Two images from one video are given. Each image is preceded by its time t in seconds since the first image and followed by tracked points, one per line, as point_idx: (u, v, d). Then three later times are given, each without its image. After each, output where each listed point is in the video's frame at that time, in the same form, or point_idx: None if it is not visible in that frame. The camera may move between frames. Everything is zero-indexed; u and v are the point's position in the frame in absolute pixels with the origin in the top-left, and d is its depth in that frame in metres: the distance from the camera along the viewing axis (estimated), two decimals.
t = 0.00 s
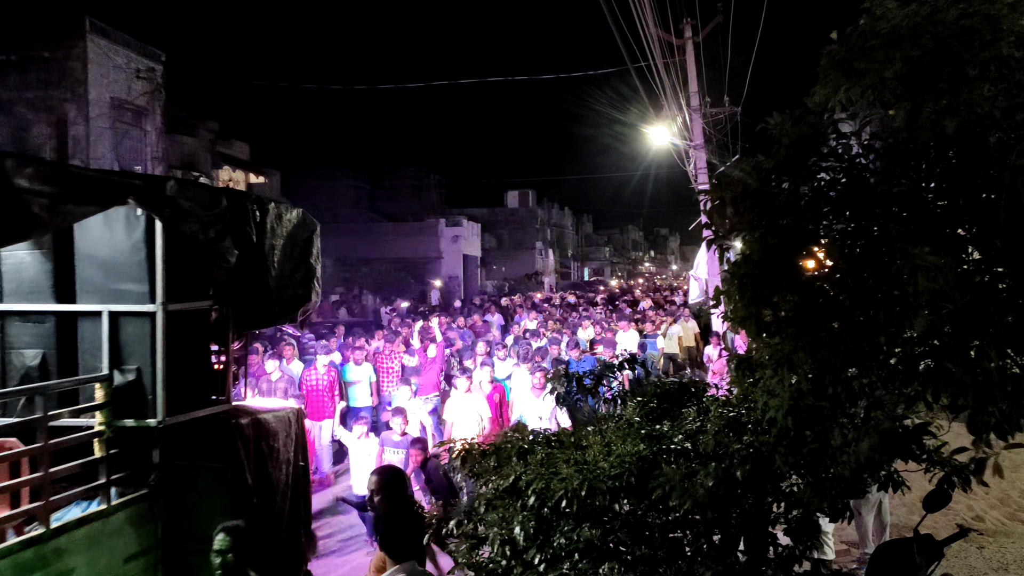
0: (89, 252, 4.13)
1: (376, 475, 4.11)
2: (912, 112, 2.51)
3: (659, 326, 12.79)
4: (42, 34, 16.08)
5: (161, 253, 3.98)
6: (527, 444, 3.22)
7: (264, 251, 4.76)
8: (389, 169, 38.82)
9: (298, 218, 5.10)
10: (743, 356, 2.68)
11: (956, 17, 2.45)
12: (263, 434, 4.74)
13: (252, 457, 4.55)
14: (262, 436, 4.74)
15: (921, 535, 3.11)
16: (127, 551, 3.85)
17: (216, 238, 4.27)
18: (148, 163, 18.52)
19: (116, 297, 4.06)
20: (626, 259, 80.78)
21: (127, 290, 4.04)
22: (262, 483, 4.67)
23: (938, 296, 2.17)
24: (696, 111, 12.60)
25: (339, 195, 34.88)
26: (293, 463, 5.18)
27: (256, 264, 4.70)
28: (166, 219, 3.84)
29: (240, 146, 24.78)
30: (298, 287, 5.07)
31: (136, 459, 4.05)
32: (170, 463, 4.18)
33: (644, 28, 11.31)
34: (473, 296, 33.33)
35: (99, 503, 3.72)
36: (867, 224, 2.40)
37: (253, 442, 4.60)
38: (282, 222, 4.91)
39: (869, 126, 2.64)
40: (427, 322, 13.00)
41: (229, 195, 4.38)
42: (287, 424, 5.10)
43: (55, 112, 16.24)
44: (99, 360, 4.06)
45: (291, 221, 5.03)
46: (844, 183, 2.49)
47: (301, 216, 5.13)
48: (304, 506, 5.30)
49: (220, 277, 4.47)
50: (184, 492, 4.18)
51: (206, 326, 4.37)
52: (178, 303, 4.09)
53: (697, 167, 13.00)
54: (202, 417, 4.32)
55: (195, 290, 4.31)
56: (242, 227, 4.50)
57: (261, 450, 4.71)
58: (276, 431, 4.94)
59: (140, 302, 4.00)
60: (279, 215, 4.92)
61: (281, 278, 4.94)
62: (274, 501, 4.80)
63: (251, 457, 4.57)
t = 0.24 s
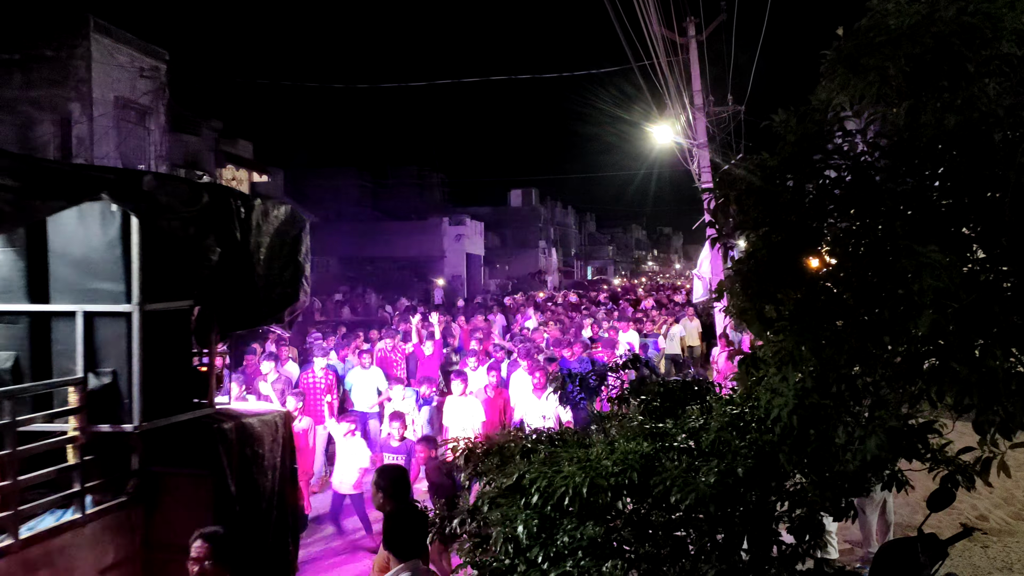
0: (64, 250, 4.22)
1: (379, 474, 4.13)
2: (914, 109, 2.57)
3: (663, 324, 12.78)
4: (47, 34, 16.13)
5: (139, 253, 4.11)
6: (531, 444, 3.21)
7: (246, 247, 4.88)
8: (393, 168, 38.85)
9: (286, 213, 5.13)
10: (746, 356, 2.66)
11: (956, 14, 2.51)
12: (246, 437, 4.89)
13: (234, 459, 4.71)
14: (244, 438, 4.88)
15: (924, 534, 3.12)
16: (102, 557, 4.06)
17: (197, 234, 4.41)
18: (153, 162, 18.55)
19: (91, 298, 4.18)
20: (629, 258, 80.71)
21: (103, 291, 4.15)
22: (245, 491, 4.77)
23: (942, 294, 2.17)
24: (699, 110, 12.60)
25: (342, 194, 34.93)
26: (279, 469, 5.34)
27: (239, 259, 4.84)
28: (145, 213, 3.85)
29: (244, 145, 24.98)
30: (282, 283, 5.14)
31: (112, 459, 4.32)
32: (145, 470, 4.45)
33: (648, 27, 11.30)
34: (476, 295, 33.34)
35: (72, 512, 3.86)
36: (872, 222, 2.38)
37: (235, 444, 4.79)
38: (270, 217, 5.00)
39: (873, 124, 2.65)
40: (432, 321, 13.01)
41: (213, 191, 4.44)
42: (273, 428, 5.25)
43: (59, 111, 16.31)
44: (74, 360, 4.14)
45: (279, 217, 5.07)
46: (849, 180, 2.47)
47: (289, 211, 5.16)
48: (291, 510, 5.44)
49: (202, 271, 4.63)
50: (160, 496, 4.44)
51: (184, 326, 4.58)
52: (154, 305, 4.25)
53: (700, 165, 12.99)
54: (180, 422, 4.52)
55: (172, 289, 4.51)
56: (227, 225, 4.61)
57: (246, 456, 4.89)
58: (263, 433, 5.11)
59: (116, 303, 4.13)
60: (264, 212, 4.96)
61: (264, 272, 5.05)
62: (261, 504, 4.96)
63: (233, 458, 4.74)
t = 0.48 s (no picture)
0: (33, 248, 3.33)
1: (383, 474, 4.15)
2: (919, 107, 2.54)
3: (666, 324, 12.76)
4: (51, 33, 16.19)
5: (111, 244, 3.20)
6: (534, 444, 3.20)
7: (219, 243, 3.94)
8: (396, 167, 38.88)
9: (269, 212, 4.24)
10: (749, 354, 2.70)
11: (963, 12, 2.43)
12: (228, 443, 4.16)
13: (216, 464, 4.00)
14: (227, 444, 4.15)
15: (928, 534, 3.11)
16: None
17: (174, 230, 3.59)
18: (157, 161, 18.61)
19: (59, 297, 3.26)
20: (632, 257, 80.65)
21: (71, 286, 3.24)
22: (235, 490, 4.18)
23: (951, 297, 2.11)
24: (702, 109, 12.57)
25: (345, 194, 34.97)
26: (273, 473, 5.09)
27: (221, 263, 3.98)
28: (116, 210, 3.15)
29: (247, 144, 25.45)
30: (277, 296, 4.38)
31: (86, 471, 3.30)
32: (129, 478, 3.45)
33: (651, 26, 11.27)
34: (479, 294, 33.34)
35: (45, 521, 3.04)
36: (877, 224, 2.41)
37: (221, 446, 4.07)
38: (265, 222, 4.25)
39: (879, 124, 2.64)
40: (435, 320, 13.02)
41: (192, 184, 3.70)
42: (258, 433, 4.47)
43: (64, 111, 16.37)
44: (44, 365, 3.27)
45: (261, 219, 4.19)
46: (853, 180, 2.49)
47: (272, 208, 4.26)
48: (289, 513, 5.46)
49: (185, 274, 3.73)
50: (146, 509, 3.51)
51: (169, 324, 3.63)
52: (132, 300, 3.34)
53: (703, 165, 12.96)
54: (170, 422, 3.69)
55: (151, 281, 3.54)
56: (207, 221, 3.82)
57: (236, 459, 4.23)
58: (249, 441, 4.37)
59: (86, 298, 3.21)
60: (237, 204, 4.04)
61: (248, 282, 4.19)
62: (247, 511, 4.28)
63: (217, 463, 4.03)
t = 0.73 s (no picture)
0: (2, 245, 3.28)
1: (388, 475, 4.16)
2: (926, 108, 2.52)
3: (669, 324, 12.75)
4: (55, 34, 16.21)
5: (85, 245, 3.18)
6: (538, 445, 3.20)
7: (201, 239, 4.00)
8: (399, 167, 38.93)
9: (255, 208, 4.33)
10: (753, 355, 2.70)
11: (973, 11, 2.44)
12: (212, 451, 4.08)
13: (198, 474, 3.95)
14: (210, 453, 4.05)
15: (931, 534, 3.12)
16: None
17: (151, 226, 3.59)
18: (160, 161, 18.72)
19: (30, 297, 3.21)
20: (635, 257, 80.64)
21: (43, 288, 3.20)
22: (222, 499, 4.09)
23: (953, 295, 2.13)
24: (706, 109, 12.54)
25: (348, 193, 35.04)
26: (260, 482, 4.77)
27: (204, 258, 4.07)
28: (88, 204, 3.13)
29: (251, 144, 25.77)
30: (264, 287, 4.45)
31: (61, 478, 3.24)
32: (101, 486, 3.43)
33: (655, 26, 11.25)
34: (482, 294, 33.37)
35: (15, 532, 2.97)
36: (880, 224, 2.42)
37: (201, 456, 3.99)
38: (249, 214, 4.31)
39: (883, 125, 2.65)
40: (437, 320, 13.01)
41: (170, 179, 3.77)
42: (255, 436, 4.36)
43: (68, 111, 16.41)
44: (12, 366, 3.22)
45: (246, 214, 4.28)
46: (857, 180, 2.48)
47: (259, 204, 4.35)
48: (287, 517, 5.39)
49: (165, 272, 3.73)
50: (120, 516, 3.52)
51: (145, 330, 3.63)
52: (105, 304, 3.31)
53: (707, 165, 12.94)
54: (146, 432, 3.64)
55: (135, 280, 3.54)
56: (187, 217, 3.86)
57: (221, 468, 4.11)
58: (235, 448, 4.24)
59: (57, 302, 3.17)
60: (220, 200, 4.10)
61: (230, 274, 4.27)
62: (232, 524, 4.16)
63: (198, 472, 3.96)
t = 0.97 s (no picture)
0: None
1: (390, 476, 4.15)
2: (928, 109, 2.52)
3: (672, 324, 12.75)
4: (59, 35, 16.27)
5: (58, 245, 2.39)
6: (541, 445, 3.20)
7: (177, 241, 2.94)
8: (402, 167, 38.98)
9: (245, 208, 3.16)
10: (755, 355, 2.71)
11: (976, 12, 2.44)
12: (195, 462, 3.00)
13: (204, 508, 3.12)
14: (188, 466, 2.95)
15: (935, 535, 3.11)
16: None
17: (125, 222, 2.73)
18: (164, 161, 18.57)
19: None
20: (638, 257, 80.61)
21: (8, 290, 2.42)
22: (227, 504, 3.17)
23: (953, 294, 2.14)
24: (709, 109, 12.52)
25: (352, 193, 35.10)
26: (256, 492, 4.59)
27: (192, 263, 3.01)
28: (61, 201, 2.43)
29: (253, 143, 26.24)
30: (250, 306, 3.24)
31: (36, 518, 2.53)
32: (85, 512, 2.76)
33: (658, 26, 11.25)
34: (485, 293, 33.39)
35: None
36: (883, 224, 2.42)
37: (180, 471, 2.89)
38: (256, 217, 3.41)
39: (885, 126, 2.66)
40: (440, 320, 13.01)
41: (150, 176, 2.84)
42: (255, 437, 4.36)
43: (72, 111, 16.48)
44: None
45: (234, 215, 3.13)
46: (859, 182, 2.49)
47: (251, 202, 3.18)
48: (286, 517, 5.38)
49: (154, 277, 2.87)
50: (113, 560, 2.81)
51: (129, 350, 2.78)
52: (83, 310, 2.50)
53: (710, 165, 12.94)
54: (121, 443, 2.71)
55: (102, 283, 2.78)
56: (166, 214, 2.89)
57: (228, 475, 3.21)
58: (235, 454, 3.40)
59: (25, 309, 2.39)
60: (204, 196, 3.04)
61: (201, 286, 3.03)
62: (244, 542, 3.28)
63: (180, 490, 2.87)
